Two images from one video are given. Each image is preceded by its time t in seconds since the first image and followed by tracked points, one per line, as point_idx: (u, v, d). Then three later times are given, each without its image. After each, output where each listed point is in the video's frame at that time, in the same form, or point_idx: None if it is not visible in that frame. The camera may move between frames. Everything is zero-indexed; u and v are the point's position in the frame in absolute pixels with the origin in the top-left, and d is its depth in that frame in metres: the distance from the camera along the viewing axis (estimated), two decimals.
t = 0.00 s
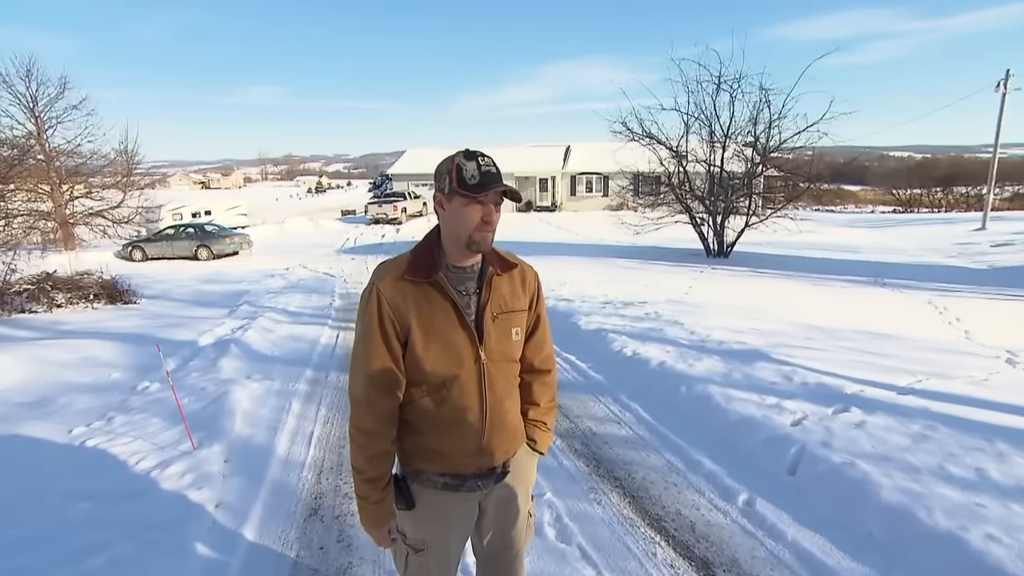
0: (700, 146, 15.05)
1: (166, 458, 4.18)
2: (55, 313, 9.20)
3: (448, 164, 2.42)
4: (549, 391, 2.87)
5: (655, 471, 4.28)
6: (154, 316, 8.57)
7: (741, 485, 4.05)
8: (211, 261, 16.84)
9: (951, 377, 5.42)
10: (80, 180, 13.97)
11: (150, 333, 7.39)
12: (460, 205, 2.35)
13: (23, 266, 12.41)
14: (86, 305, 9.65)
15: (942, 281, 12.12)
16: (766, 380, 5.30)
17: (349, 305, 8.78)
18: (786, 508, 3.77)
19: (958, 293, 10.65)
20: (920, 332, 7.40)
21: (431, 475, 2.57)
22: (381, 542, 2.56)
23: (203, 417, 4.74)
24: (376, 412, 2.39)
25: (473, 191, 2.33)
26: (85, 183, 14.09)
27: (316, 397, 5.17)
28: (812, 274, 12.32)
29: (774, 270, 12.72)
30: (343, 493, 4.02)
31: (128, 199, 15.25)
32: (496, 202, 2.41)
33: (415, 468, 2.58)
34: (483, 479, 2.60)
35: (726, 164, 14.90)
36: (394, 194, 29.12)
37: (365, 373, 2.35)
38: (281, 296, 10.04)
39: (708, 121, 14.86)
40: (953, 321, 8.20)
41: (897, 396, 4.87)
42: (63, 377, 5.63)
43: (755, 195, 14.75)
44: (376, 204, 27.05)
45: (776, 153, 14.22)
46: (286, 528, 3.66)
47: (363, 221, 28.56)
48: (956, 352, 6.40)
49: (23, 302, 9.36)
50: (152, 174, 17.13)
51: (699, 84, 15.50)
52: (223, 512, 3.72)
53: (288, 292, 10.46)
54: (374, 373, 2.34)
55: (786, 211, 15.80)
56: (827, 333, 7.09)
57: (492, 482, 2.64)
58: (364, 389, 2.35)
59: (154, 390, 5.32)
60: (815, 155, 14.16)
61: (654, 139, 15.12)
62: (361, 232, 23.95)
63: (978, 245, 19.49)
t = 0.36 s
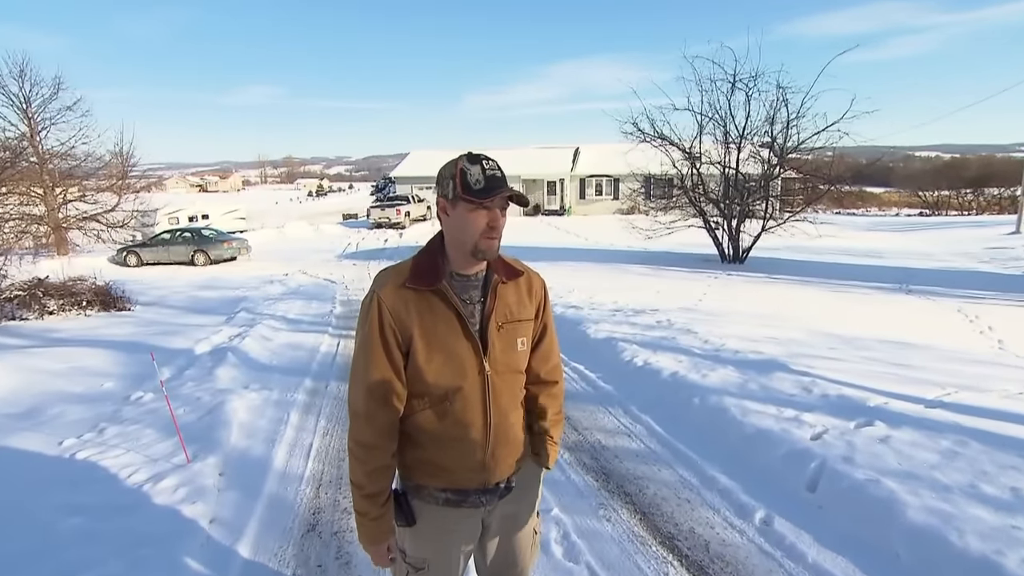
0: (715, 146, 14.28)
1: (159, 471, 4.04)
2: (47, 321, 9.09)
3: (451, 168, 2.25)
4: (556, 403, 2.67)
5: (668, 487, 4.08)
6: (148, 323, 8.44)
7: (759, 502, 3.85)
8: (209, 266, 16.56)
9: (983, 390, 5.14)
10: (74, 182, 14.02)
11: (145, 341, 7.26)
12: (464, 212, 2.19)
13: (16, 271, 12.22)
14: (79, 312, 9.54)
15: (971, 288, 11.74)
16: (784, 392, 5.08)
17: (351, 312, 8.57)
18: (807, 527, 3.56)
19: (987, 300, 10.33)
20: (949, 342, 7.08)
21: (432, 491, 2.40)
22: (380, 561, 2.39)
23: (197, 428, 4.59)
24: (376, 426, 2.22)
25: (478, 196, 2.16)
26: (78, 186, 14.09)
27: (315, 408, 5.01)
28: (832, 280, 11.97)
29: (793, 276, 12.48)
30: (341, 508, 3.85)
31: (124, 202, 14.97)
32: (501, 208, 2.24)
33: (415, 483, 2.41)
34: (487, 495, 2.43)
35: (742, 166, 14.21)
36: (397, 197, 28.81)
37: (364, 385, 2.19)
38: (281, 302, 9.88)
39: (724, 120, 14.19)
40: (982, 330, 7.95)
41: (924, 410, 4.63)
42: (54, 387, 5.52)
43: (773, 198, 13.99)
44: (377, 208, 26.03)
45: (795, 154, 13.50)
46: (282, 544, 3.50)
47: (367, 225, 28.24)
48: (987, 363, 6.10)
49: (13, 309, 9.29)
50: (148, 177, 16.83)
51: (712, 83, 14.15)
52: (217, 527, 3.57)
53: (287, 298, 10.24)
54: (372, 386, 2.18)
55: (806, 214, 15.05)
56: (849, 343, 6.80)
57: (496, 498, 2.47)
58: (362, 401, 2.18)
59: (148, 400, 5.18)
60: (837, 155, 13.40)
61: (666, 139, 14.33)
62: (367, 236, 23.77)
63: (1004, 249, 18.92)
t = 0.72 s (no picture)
0: (731, 142, 13.47)
1: (145, 486, 3.84)
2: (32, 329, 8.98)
3: (451, 167, 2.08)
4: (564, 414, 2.43)
5: (682, 502, 3.85)
6: (135, 330, 8.28)
7: (779, 519, 3.61)
8: (199, 269, 16.24)
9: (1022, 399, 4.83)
10: (57, 182, 13.00)
11: (131, 348, 7.08)
12: (466, 213, 2.01)
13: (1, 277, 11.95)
14: (63, 319, 9.40)
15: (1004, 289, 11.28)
16: (806, 402, 4.83)
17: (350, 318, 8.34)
18: (832, 547, 3.31)
19: None
20: (985, 346, 6.68)
21: (432, 506, 2.18)
22: None
23: (187, 440, 4.40)
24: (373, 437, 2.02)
25: (480, 195, 1.97)
26: (62, 186, 13.02)
27: (310, 420, 4.78)
28: (856, 282, 11.54)
29: (815, 278, 12.06)
30: (337, 524, 3.64)
31: (109, 203, 14.08)
32: (506, 208, 2.06)
33: (414, 498, 2.20)
34: (490, 511, 2.22)
35: (760, 162, 13.31)
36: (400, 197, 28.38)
37: (361, 394, 2.00)
38: (276, 307, 9.63)
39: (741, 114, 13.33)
40: None
41: (959, 421, 4.35)
42: (37, 398, 5.33)
43: (794, 196, 13.07)
44: (378, 209, 25.43)
45: (816, 149, 12.53)
46: (274, 562, 3.28)
47: (365, 226, 27.65)
48: None
49: None
50: (135, 176, 15.73)
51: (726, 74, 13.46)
52: (206, 545, 3.36)
53: (281, 304, 9.94)
54: (369, 395, 1.98)
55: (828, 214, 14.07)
56: (877, 348, 6.46)
57: (499, 513, 2.25)
58: (359, 411, 1.99)
59: (135, 411, 4.99)
60: (861, 150, 12.40)
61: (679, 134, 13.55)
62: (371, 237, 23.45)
63: None
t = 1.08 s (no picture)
0: (748, 137, 12.90)
1: (122, 501, 3.61)
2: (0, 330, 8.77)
3: (449, 164, 1.90)
4: (567, 424, 2.22)
5: (694, 520, 3.61)
6: (112, 334, 8.07)
7: (798, 540, 3.37)
8: (184, 270, 15.58)
9: None
10: (32, 177, 12.51)
11: (108, 354, 6.87)
12: (467, 212, 1.83)
13: None
14: (36, 322, 9.17)
15: None
16: (826, 414, 4.59)
17: (340, 323, 8.08)
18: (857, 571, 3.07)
19: None
20: (1018, 355, 6.34)
21: (430, 523, 1.97)
22: None
23: (168, 452, 4.18)
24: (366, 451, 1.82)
25: (481, 194, 1.81)
26: (37, 181, 12.54)
27: (299, 431, 4.54)
28: (880, 285, 11.05)
29: (836, 281, 11.47)
30: (326, 542, 3.40)
31: (87, 199, 13.55)
32: (509, 206, 1.88)
33: (411, 516, 1.98)
34: (491, 527, 2.00)
35: (778, 159, 12.72)
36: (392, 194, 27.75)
37: (353, 405, 1.80)
38: (265, 310, 9.37)
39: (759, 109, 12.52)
40: None
41: (992, 437, 4.09)
42: (8, 406, 5.11)
43: (813, 195, 12.46)
44: (371, 206, 25.32)
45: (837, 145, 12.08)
46: None
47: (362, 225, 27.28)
48: None
49: None
50: (117, 172, 14.96)
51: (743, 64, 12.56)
52: (186, 563, 3.13)
53: (270, 307, 9.67)
54: (362, 407, 1.79)
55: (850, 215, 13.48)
56: (904, 358, 6.16)
57: (501, 530, 2.03)
58: (352, 423, 1.79)
59: (115, 421, 4.77)
60: (886, 147, 11.89)
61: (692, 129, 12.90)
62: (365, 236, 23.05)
63: None
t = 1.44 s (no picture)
0: (758, 132, 12.56)
1: (85, 516, 3.36)
2: None
3: (439, 158, 1.75)
4: (561, 432, 2.06)
5: (697, 538, 3.39)
6: (77, 337, 7.78)
7: (810, 561, 3.14)
8: (156, 268, 15.18)
9: None
10: None
11: (73, 357, 6.60)
12: (461, 208, 1.70)
13: None
14: None
15: None
16: (839, 427, 4.37)
17: (323, 326, 7.81)
18: None
19: None
20: None
21: (421, 540, 1.80)
22: None
23: (136, 463, 3.93)
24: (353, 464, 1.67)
25: (477, 189, 1.67)
26: None
27: (280, 442, 4.29)
28: (897, 291, 10.79)
29: (851, 287, 11.21)
30: (306, 560, 3.15)
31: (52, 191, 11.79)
32: (505, 202, 1.75)
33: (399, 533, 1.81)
34: (486, 543, 1.84)
35: (790, 156, 12.35)
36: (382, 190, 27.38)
37: (341, 413, 1.66)
38: (243, 312, 9.09)
39: (769, 104, 12.03)
40: None
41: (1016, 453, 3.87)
42: None
43: (827, 194, 12.15)
44: (359, 202, 24.98)
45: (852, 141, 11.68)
46: None
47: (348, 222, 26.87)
48: None
49: None
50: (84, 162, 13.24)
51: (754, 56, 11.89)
52: None
53: (250, 309, 9.38)
54: (350, 414, 1.64)
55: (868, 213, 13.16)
56: (922, 368, 5.94)
57: (496, 545, 1.88)
58: (339, 432, 1.65)
59: (79, 430, 4.51)
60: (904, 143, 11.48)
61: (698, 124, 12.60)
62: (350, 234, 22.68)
63: None
